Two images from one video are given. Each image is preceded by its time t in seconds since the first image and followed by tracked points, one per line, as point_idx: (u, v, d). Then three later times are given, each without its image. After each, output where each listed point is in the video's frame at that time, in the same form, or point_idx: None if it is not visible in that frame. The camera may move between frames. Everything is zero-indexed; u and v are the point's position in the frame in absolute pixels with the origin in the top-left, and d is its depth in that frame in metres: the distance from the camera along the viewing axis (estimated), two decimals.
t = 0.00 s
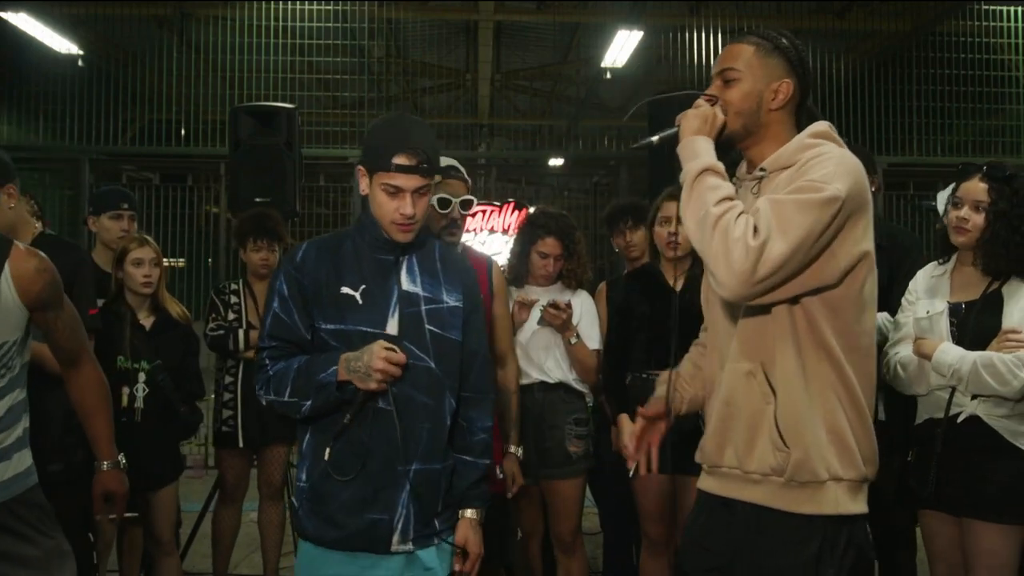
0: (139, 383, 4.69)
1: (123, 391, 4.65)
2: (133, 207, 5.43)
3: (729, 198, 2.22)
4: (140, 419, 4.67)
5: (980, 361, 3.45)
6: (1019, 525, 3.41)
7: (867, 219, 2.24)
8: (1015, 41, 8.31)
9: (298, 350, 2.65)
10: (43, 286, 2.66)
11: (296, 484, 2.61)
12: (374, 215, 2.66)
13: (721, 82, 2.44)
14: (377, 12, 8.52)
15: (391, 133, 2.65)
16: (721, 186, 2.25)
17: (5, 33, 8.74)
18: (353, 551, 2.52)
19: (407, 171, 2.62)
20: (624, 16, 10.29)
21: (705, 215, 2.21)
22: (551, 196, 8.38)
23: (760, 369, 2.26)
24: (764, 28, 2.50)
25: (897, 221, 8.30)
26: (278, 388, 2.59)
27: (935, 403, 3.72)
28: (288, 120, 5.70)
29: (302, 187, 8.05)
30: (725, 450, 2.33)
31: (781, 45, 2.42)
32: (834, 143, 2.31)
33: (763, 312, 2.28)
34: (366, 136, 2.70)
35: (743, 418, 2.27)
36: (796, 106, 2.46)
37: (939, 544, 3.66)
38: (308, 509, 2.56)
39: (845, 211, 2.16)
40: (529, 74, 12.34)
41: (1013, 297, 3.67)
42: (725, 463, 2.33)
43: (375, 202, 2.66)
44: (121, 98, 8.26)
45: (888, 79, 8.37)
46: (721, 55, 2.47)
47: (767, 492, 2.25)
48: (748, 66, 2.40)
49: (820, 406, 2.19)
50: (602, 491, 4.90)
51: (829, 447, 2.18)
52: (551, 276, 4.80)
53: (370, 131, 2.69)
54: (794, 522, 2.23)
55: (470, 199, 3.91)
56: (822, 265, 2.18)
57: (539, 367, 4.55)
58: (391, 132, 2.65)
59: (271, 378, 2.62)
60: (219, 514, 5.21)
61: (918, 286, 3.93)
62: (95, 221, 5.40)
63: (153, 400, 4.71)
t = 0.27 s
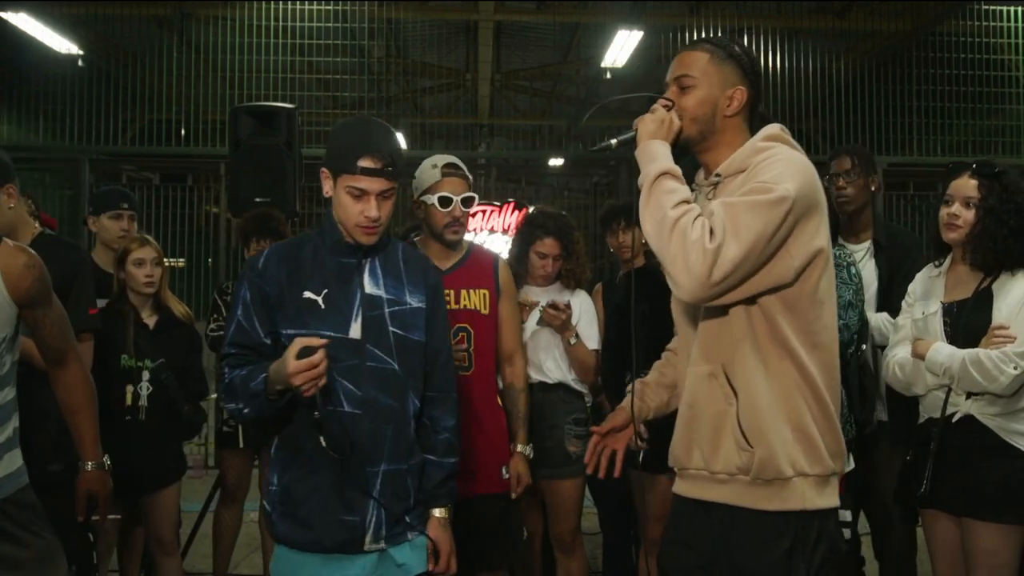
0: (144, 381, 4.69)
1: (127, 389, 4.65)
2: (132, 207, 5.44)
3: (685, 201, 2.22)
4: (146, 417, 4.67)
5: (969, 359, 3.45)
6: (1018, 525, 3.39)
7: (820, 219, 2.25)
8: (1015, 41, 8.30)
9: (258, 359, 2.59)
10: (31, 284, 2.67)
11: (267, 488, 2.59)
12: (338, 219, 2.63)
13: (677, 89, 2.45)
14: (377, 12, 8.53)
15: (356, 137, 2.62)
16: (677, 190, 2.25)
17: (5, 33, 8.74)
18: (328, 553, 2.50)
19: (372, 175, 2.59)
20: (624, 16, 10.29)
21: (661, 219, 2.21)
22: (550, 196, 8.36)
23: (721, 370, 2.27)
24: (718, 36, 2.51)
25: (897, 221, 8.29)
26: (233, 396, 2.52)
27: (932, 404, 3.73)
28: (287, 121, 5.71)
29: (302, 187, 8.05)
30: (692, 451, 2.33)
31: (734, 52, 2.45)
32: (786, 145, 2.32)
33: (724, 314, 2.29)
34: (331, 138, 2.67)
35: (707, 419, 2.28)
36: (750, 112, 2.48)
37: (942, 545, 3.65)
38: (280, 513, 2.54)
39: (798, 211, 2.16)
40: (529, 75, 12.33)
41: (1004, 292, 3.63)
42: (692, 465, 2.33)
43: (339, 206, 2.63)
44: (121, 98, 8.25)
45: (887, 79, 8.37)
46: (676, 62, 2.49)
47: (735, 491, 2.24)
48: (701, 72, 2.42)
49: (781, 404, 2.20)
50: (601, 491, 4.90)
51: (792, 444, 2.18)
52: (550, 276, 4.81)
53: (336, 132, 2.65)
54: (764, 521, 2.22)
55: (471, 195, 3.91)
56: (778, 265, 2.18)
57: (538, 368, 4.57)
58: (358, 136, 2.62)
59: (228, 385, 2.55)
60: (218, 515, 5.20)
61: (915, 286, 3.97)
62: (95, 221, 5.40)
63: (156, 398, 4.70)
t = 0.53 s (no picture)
0: (149, 381, 4.69)
1: (133, 388, 4.66)
2: (133, 207, 5.44)
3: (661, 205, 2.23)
4: (150, 416, 4.68)
5: (965, 358, 3.45)
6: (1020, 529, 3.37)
7: (799, 220, 2.24)
8: (1015, 41, 8.28)
9: (231, 363, 2.58)
10: (31, 277, 2.68)
11: (244, 491, 2.58)
12: (316, 223, 2.63)
13: (651, 94, 2.45)
14: (377, 12, 8.54)
15: (333, 139, 2.63)
16: (654, 194, 2.26)
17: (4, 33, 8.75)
18: (311, 554, 2.50)
19: (352, 178, 2.60)
20: (624, 16, 10.29)
21: (637, 224, 2.21)
22: (551, 196, 8.36)
23: (702, 372, 2.27)
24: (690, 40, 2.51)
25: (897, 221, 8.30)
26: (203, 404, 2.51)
27: (935, 405, 3.70)
28: (287, 121, 5.71)
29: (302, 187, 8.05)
30: (676, 453, 2.32)
31: (705, 54, 2.44)
32: (763, 147, 2.31)
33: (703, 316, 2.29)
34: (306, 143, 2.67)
35: (690, 421, 2.28)
36: (725, 113, 2.49)
37: (944, 544, 3.64)
38: (258, 516, 2.53)
39: (774, 214, 2.15)
40: (529, 75, 12.33)
41: (1001, 291, 3.62)
42: (676, 466, 2.33)
43: (316, 210, 2.62)
44: (121, 98, 8.27)
45: (886, 79, 8.37)
46: (648, 68, 2.49)
47: (719, 491, 2.24)
48: (674, 77, 2.42)
49: (762, 404, 2.20)
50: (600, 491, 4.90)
51: (774, 443, 2.19)
52: (548, 276, 4.81)
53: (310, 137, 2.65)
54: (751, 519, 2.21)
55: (477, 196, 3.85)
56: (754, 268, 2.18)
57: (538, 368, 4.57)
58: (337, 138, 2.62)
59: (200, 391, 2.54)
60: (219, 515, 5.19)
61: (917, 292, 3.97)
62: (95, 221, 5.41)
63: (160, 398, 4.71)
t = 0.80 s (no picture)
0: (151, 382, 4.69)
1: (135, 389, 4.67)
2: (132, 207, 5.44)
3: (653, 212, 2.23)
4: (151, 416, 4.68)
5: (971, 359, 3.41)
6: None
7: (791, 219, 2.24)
8: (1015, 41, 8.29)
9: (219, 370, 2.57)
10: (27, 268, 2.76)
11: (234, 495, 2.57)
12: (305, 229, 2.62)
13: (639, 103, 2.46)
14: (377, 12, 8.53)
15: (322, 145, 2.61)
16: (646, 201, 2.26)
17: (5, 34, 8.75)
18: (306, 553, 2.52)
19: (344, 191, 2.58)
20: (624, 16, 10.29)
21: (630, 231, 2.22)
22: (551, 196, 8.36)
23: (696, 373, 2.27)
24: (678, 45, 2.51)
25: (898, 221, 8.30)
26: (195, 410, 2.50)
27: (942, 406, 3.63)
28: (287, 121, 5.71)
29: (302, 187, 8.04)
30: (671, 454, 2.32)
31: (689, 59, 2.44)
32: (753, 148, 2.31)
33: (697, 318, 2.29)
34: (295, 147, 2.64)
35: (684, 422, 2.27)
36: (713, 115, 2.48)
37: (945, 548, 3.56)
38: (251, 520, 2.53)
39: (767, 214, 2.16)
40: (529, 75, 12.33)
41: (1006, 288, 3.54)
42: (672, 468, 2.32)
43: (304, 217, 2.61)
44: (121, 98, 8.27)
45: (885, 79, 8.37)
46: (636, 77, 2.50)
47: (715, 493, 2.24)
48: (660, 83, 2.43)
49: (756, 405, 2.21)
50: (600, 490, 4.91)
51: (769, 444, 2.19)
52: (547, 276, 4.80)
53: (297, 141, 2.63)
54: (746, 520, 2.21)
55: (483, 200, 3.84)
56: (748, 268, 2.18)
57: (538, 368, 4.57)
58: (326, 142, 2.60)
59: (188, 399, 2.52)
60: (218, 515, 5.18)
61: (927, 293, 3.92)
62: (95, 221, 5.41)
63: (161, 398, 4.71)
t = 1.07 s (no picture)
0: (150, 381, 4.69)
1: (134, 389, 4.67)
2: (132, 207, 5.44)
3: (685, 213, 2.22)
4: (150, 416, 4.68)
5: (989, 360, 3.38)
6: None
7: (818, 218, 2.26)
8: (1015, 41, 8.29)
9: (226, 372, 2.54)
10: (22, 267, 2.78)
11: (235, 499, 2.54)
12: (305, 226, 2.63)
13: (655, 103, 2.45)
14: (377, 12, 8.53)
15: (325, 141, 2.62)
16: (676, 203, 2.25)
17: (5, 34, 8.76)
18: (313, 553, 2.52)
19: (346, 184, 2.60)
20: (624, 16, 10.29)
21: (665, 233, 2.20)
22: (551, 196, 8.35)
23: (716, 373, 2.25)
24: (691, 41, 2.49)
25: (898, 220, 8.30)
26: (206, 411, 2.48)
27: (954, 407, 3.61)
28: (287, 121, 5.71)
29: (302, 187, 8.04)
30: (685, 454, 2.30)
31: (704, 55, 2.43)
32: (777, 147, 2.33)
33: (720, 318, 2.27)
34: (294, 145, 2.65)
35: (703, 422, 2.26)
36: (732, 110, 2.47)
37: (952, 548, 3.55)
38: (255, 523, 2.51)
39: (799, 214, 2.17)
40: (529, 75, 12.34)
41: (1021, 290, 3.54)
42: (686, 468, 2.30)
43: (305, 214, 2.62)
44: (121, 98, 8.27)
45: (886, 79, 8.37)
46: (650, 76, 2.48)
47: (732, 493, 2.23)
48: (675, 82, 2.42)
49: (779, 406, 2.21)
50: (600, 490, 4.90)
51: (790, 445, 2.19)
52: (546, 276, 4.80)
53: (298, 138, 2.64)
54: (764, 522, 2.21)
55: (482, 196, 3.85)
56: (780, 267, 2.19)
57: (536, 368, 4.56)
58: (328, 139, 2.62)
59: (196, 401, 2.49)
60: (216, 516, 5.17)
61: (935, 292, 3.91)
62: (95, 221, 5.40)
63: (161, 398, 4.71)
